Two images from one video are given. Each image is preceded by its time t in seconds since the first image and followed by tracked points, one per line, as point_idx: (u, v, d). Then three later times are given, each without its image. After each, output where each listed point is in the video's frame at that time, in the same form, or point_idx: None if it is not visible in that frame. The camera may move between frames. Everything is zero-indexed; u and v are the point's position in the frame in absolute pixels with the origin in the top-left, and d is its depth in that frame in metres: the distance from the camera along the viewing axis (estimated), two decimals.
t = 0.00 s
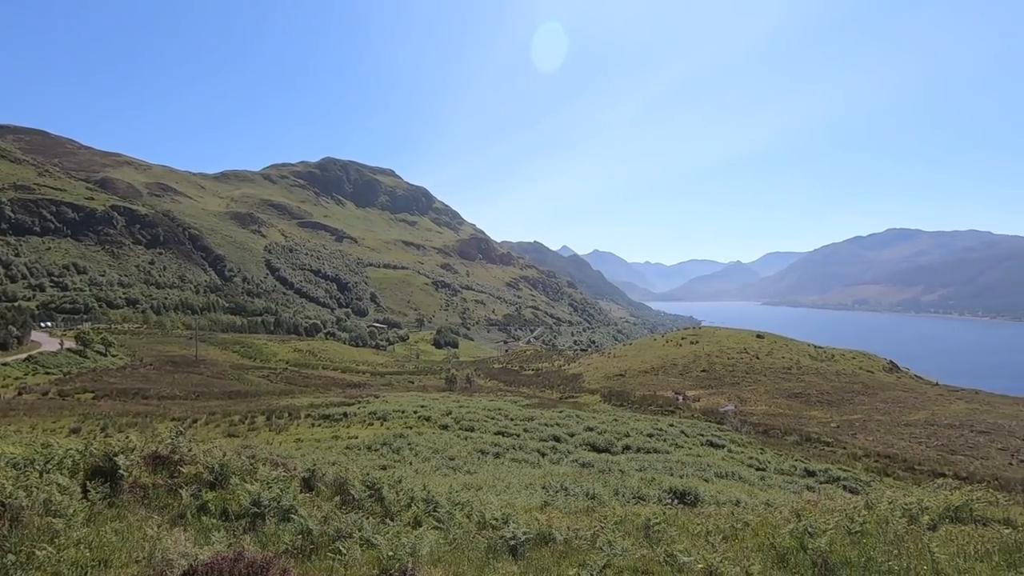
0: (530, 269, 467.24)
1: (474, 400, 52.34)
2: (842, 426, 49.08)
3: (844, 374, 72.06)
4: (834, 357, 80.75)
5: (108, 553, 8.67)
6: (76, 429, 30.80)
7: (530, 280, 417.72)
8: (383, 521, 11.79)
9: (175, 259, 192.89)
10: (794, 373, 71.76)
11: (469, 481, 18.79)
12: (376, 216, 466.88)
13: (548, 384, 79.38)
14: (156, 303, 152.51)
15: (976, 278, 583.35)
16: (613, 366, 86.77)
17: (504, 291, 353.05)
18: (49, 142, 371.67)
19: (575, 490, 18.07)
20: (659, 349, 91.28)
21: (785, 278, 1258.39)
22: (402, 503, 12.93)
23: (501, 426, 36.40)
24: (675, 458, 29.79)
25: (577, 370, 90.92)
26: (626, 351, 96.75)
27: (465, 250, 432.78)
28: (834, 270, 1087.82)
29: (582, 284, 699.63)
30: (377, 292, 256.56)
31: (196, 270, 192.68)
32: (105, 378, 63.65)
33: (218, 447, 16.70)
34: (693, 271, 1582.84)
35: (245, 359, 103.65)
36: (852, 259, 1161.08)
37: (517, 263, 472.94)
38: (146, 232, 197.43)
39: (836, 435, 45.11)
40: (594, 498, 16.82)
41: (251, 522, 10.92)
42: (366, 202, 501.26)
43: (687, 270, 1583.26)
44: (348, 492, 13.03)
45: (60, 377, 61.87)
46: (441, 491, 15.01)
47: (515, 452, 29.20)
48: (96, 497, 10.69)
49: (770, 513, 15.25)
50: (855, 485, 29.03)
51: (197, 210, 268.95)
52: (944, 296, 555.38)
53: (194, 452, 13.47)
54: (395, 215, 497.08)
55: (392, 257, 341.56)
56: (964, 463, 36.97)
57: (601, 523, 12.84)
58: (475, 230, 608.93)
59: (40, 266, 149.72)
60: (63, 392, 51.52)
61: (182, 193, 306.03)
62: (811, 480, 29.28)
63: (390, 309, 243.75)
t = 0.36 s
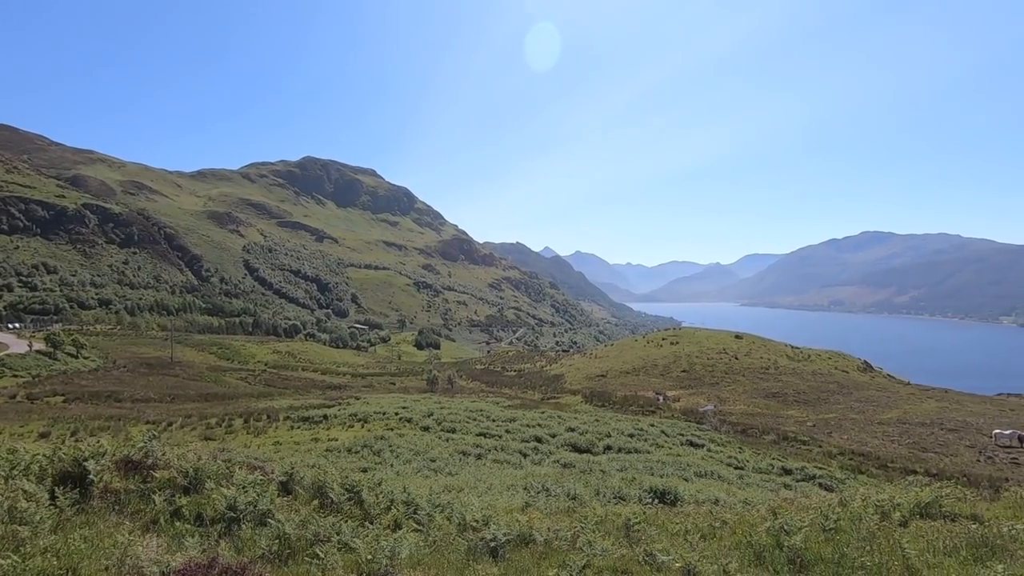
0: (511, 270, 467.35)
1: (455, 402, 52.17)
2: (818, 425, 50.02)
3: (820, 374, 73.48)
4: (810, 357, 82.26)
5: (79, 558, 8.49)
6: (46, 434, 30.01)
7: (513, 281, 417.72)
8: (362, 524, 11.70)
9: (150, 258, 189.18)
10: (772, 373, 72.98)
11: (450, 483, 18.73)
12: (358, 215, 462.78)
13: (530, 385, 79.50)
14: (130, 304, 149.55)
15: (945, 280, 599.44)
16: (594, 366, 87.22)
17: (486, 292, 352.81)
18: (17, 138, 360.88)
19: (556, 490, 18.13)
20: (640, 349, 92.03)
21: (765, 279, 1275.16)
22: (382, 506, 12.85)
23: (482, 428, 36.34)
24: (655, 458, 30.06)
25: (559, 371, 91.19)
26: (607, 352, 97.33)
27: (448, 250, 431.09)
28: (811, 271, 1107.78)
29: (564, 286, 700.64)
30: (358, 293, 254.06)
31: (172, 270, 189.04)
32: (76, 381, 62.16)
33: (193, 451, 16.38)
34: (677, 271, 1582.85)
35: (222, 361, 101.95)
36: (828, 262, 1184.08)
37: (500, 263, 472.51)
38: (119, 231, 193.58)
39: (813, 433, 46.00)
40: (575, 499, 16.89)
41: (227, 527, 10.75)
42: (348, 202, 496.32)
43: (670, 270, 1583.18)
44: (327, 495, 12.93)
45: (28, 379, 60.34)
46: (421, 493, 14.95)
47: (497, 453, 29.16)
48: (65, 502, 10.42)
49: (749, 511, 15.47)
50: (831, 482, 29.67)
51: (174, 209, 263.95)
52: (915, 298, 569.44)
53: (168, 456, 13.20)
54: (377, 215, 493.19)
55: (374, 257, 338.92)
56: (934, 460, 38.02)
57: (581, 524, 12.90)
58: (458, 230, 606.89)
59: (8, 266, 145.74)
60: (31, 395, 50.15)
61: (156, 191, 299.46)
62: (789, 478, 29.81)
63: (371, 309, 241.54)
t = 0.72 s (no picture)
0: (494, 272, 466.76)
1: (437, 403, 51.99)
2: (795, 423, 51.01)
3: (797, 373, 74.91)
4: (787, 357, 83.73)
5: (44, 565, 8.23)
6: (14, 439, 29.24)
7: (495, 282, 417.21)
8: (340, 527, 11.62)
9: (124, 258, 185.40)
10: (750, 373, 74.14)
11: (431, 484, 18.65)
12: (340, 215, 458.37)
13: (512, 386, 79.58)
14: (103, 304, 146.42)
15: (917, 282, 614.68)
16: (576, 367, 87.63)
17: (469, 293, 352.22)
18: None
19: (538, 491, 18.16)
20: (622, 350, 92.73)
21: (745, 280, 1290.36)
22: (362, 508, 12.76)
23: (464, 429, 36.32)
24: (637, 458, 30.30)
25: (541, 372, 91.37)
26: (588, 353, 97.84)
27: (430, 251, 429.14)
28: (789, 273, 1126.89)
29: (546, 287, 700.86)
30: (338, 294, 251.33)
31: (147, 271, 185.41)
32: (46, 384, 60.55)
33: (167, 456, 16.01)
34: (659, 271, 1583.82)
35: (199, 363, 100.19)
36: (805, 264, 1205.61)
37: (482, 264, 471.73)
38: (92, 231, 189.65)
39: (789, 432, 46.81)
40: (556, 499, 16.97)
41: (201, 532, 10.55)
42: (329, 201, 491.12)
43: (652, 270, 1582.83)
44: (306, 499, 12.79)
45: None
46: (401, 495, 14.86)
47: (479, 454, 29.15)
48: (32, 509, 10.13)
49: (728, 509, 15.65)
50: (807, 480, 30.25)
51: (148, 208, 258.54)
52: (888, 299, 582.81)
53: (141, 459, 12.92)
54: (359, 216, 488.83)
55: (356, 258, 336.03)
56: (906, 457, 39.00)
57: (560, 524, 12.97)
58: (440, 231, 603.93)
59: None
60: None
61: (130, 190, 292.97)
62: (766, 477, 30.33)
63: (351, 311, 239.15)
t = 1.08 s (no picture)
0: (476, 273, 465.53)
1: (418, 405, 51.74)
2: (772, 423, 51.90)
3: (774, 374, 76.31)
4: (765, 358, 85.08)
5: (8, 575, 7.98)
6: None
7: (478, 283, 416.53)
8: (319, 531, 11.50)
9: (95, 259, 181.51)
10: (729, 374, 75.24)
11: (411, 488, 18.57)
12: (320, 216, 453.18)
13: (494, 388, 79.50)
14: (73, 306, 143.08)
15: (888, 284, 630.76)
16: (558, 368, 87.90)
17: (451, 295, 351.31)
18: None
19: (519, 492, 18.22)
20: (603, 351, 93.34)
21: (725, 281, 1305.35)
22: (340, 513, 12.66)
23: (445, 431, 36.21)
24: (618, 458, 30.52)
25: (523, 374, 91.45)
26: (570, 354, 98.20)
27: (412, 252, 426.93)
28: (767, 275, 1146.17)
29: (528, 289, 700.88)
30: (318, 295, 248.43)
31: (120, 272, 181.56)
32: (13, 389, 58.88)
33: (140, 460, 15.68)
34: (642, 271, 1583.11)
35: (174, 366, 98.27)
36: (783, 266, 1226.73)
37: (464, 266, 470.57)
38: (61, 231, 185.81)
39: (767, 432, 47.63)
40: (537, 500, 17.04)
41: (175, 539, 10.35)
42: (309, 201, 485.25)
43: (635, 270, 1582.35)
44: (283, 504, 12.62)
45: None
46: (380, 499, 14.76)
47: (461, 456, 29.06)
48: None
49: (706, 509, 15.86)
50: (783, 478, 30.80)
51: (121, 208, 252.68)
52: (861, 300, 596.37)
53: (113, 466, 12.66)
54: (340, 216, 483.53)
55: (336, 259, 332.61)
56: (879, 455, 39.96)
57: (541, 525, 13.00)
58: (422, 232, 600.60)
59: None
60: None
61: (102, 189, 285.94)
62: (744, 475, 30.82)
63: (331, 312, 236.50)
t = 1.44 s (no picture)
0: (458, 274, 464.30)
1: (399, 408, 51.40)
2: (750, 421, 52.80)
3: (751, 372, 77.68)
4: (743, 357, 86.43)
5: None
6: None
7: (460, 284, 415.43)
8: (296, 538, 11.38)
9: (64, 262, 177.16)
10: (708, 373, 76.31)
11: (392, 491, 18.45)
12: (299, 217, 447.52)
13: (475, 389, 79.41)
14: (41, 310, 139.46)
15: (860, 284, 646.36)
16: (539, 369, 88.17)
17: (432, 296, 350.09)
18: None
19: (501, 495, 18.22)
20: (584, 352, 93.85)
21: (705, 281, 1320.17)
22: (319, 518, 12.51)
23: (426, 434, 36.00)
24: (598, 458, 30.73)
25: (504, 375, 91.50)
26: (551, 355, 98.53)
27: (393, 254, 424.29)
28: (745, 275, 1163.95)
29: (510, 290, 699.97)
30: (297, 298, 245.39)
31: (91, 275, 177.39)
32: None
33: (112, 468, 15.28)
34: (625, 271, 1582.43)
35: (147, 371, 96.15)
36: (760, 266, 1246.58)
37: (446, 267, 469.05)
38: (29, 233, 181.67)
39: (745, 429, 48.46)
40: (518, 502, 17.07)
41: (148, 548, 10.12)
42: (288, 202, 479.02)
43: (617, 271, 1583.10)
44: (260, 510, 12.44)
45: None
46: (360, 503, 14.64)
47: (441, 459, 28.93)
48: None
49: (685, 508, 16.05)
50: (761, 475, 31.36)
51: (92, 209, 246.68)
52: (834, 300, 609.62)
53: (83, 474, 12.33)
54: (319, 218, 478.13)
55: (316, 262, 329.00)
56: (853, 451, 40.93)
57: (521, 526, 13.04)
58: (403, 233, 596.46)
59: None
60: None
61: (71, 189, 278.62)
62: (723, 473, 31.31)
63: (310, 315, 233.53)
